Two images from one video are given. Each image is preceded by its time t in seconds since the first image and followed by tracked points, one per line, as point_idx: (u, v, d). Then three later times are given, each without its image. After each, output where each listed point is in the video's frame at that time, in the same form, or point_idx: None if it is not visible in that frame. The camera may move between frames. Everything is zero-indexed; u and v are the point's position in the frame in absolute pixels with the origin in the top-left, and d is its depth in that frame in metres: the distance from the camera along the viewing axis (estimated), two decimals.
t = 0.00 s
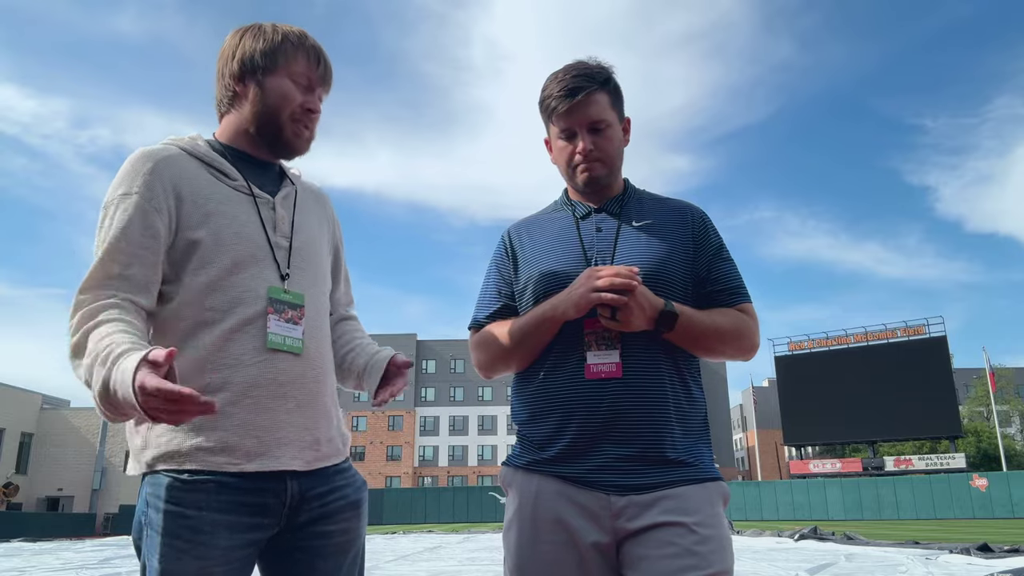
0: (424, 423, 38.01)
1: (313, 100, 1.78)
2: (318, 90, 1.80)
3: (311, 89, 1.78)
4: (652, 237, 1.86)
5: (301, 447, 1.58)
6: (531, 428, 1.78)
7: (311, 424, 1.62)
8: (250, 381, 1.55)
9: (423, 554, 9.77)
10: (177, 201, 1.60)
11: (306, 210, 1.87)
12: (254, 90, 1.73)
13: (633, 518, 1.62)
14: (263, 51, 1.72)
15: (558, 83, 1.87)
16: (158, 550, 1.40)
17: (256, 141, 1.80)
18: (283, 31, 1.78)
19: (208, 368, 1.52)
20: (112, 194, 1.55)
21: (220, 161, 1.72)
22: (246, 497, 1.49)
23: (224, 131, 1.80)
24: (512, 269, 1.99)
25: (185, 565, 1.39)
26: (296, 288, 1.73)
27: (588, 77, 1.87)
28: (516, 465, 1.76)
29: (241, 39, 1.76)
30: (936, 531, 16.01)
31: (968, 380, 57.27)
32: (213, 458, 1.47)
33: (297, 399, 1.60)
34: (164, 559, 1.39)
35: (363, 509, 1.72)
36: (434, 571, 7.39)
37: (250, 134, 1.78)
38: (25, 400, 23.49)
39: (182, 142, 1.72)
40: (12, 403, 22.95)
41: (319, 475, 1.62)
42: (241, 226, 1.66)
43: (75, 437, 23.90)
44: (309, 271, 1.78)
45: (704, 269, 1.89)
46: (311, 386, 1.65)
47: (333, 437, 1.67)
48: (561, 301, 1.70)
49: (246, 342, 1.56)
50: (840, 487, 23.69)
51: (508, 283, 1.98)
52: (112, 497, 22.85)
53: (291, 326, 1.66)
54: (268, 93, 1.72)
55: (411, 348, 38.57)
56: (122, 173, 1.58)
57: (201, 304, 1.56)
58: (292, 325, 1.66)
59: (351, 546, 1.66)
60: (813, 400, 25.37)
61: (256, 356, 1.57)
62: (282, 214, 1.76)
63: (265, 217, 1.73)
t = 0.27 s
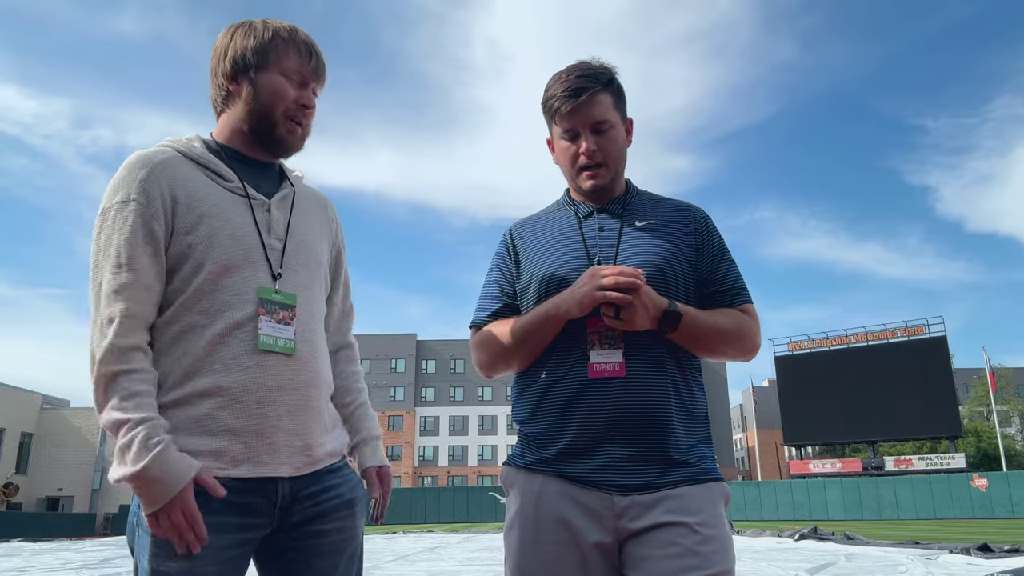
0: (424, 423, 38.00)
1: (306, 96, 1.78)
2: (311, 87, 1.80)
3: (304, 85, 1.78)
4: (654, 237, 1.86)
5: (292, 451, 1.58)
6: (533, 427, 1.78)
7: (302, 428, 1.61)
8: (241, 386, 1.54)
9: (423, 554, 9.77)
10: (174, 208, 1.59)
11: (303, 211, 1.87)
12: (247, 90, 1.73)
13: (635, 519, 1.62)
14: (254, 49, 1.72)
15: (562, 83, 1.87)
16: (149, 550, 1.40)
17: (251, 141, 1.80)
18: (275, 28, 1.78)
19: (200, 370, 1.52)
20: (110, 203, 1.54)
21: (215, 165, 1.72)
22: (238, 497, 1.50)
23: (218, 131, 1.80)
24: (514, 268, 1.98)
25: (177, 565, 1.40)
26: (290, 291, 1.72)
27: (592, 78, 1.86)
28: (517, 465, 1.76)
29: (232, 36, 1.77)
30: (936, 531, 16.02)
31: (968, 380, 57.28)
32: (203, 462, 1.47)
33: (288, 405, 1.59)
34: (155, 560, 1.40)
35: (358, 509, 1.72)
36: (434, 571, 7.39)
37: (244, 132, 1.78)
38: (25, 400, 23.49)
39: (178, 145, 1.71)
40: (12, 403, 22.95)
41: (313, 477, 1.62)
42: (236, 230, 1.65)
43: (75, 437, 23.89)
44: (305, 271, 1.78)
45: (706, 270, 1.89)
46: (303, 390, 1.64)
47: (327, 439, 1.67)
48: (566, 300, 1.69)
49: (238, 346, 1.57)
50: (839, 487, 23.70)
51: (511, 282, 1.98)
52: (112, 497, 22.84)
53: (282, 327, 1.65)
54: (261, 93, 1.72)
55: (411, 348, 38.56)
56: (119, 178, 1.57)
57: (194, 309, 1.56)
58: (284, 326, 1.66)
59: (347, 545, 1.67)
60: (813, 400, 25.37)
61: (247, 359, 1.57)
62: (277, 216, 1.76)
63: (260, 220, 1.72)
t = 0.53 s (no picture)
0: (424, 423, 38.01)
1: (314, 102, 1.79)
2: (318, 91, 1.80)
3: (312, 90, 1.79)
4: (656, 235, 1.86)
5: (289, 453, 1.57)
6: (534, 425, 1.78)
7: (299, 431, 1.60)
8: (238, 388, 1.54)
9: (423, 554, 9.78)
10: (169, 208, 1.61)
11: (305, 213, 1.86)
12: (254, 94, 1.73)
13: (637, 519, 1.62)
14: (262, 53, 1.73)
15: (563, 83, 1.87)
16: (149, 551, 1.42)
17: (256, 144, 1.80)
18: (284, 31, 1.78)
19: (199, 373, 1.53)
20: (107, 200, 1.57)
21: (215, 166, 1.72)
22: (238, 496, 1.50)
23: (223, 132, 1.80)
24: (514, 265, 1.98)
25: (177, 564, 1.41)
26: (289, 292, 1.71)
27: (593, 78, 1.87)
28: (517, 465, 1.76)
29: (241, 37, 1.77)
30: (936, 531, 16.02)
31: (967, 380, 57.34)
32: (204, 463, 1.47)
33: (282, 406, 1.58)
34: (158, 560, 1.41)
35: (361, 506, 1.72)
36: (434, 571, 7.39)
37: (250, 136, 1.78)
38: (25, 400, 23.51)
39: (179, 148, 1.72)
40: (13, 403, 22.96)
41: (314, 475, 1.62)
42: (234, 232, 1.65)
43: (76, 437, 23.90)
44: (306, 273, 1.76)
45: (707, 268, 1.89)
46: (300, 391, 1.63)
47: (326, 439, 1.66)
48: (570, 297, 1.69)
49: (234, 350, 1.56)
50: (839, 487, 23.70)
51: (510, 278, 1.98)
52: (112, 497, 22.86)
53: (281, 330, 1.64)
54: (270, 98, 1.73)
55: (411, 348, 38.57)
56: (119, 178, 1.60)
57: (193, 312, 1.57)
58: (282, 328, 1.64)
59: (349, 543, 1.66)
60: (813, 400, 25.38)
61: (243, 363, 1.56)
62: (277, 219, 1.75)
63: (259, 222, 1.72)
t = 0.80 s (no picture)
0: (424, 423, 38.01)
1: (333, 105, 1.80)
2: (337, 95, 1.81)
3: (330, 94, 1.79)
4: (655, 233, 1.86)
5: (302, 454, 1.56)
6: (532, 422, 1.78)
7: (311, 431, 1.59)
8: (252, 390, 1.54)
9: (423, 554, 9.77)
10: (185, 215, 1.61)
11: (323, 215, 1.85)
12: (273, 99, 1.74)
13: (636, 519, 1.61)
14: (281, 58, 1.74)
15: (563, 82, 1.87)
16: (161, 548, 1.43)
17: (276, 148, 1.80)
18: (302, 36, 1.80)
19: (213, 375, 1.53)
20: (126, 205, 1.58)
21: (236, 171, 1.72)
22: (249, 496, 1.49)
23: (243, 138, 1.80)
24: (513, 261, 1.97)
25: (188, 564, 1.41)
26: (305, 294, 1.70)
27: (592, 77, 1.86)
28: (516, 464, 1.75)
29: (259, 42, 1.78)
30: (936, 531, 16.01)
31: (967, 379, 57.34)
32: (215, 463, 1.47)
33: (297, 408, 1.58)
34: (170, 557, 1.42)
35: (373, 510, 1.71)
36: (434, 571, 7.38)
37: (270, 141, 1.78)
38: (26, 400, 23.52)
39: (201, 153, 1.73)
40: (13, 402, 22.96)
41: (326, 478, 1.61)
42: (251, 234, 1.65)
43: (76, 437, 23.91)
44: (322, 275, 1.75)
45: (706, 266, 1.89)
46: (313, 394, 1.62)
47: (339, 441, 1.65)
48: (569, 294, 1.69)
49: (248, 351, 1.56)
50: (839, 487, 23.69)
51: (509, 274, 1.97)
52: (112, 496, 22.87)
53: (295, 332, 1.63)
54: (289, 102, 1.73)
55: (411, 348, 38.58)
56: (137, 185, 1.61)
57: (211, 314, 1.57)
58: (297, 330, 1.63)
59: (359, 546, 1.66)
60: (813, 400, 25.37)
61: (257, 363, 1.56)
62: (296, 222, 1.74)
63: (276, 225, 1.71)
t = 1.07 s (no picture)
0: (423, 423, 38.01)
1: (359, 109, 1.79)
2: (363, 99, 1.81)
3: (357, 97, 1.79)
4: (652, 233, 1.86)
5: (326, 454, 1.54)
6: (529, 423, 1.78)
7: (336, 430, 1.56)
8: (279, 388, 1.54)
9: (423, 554, 9.78)
10: (212, 224, 1.65)
11: (356, 218, 1.83)
12: (300, 106, 1.76)
13: (634, 519, 1.61)
14: (307, 65, 1.75)
15: (560, 81, 1.87)
16: (189, 543, 1.46)
17: (307, 154, 1.80)
18: (329, 42, 1.81)
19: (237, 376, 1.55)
20: (161, 219, 1.65)
21: (268, 177, 1.73)
22: (269, 495, 1.48)
23: (276, 144, 1.82)
24: (510, 261, 1.97)
25: (212, 561, 1.43)
26: (332, 294, 1.68)
27: (590, 76, 1.86)
28: (514, 464, 1.74)
29: (287, 51, 1.81)
30: (935, 531, 16.02)
31: (967, 380, 57.33)
32: (236, 461, 1.48)
33: (322, 406, 1.55)
34: (195, 554, 1.44)
35: (398, 515, 1.67)
36: (435, 570, 7.39)
37: (300, 147, 1.79)
38: (26, 401, 23.54)
39: (237, 159, 1.75)
40: (13, 403, 22.98)
41: (350, 480, 1.58)
42: (280, 238, 1.66)
43: (76, 437, 23.91)
44: (351, 277, 1.74)
45: (705, 266, 1.89)
46: (342, 395, 1.60)
47: (366, 443, 1.62)
48: (564, 295, 1.69)
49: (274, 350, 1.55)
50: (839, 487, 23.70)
51: (506, 275, 1.96)
52: (112, 496, 22.89)
53: (321, 331, 1.61)
54: (313, 107, 1.75)
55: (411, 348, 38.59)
56: (170, 200, 1.66)
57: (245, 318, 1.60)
58: (323, 329, 1.61)
59: (382, 551, 1.62)
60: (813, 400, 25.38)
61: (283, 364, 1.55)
62: (325, 224, 1.73)
63: (305, 228, 1.70)
